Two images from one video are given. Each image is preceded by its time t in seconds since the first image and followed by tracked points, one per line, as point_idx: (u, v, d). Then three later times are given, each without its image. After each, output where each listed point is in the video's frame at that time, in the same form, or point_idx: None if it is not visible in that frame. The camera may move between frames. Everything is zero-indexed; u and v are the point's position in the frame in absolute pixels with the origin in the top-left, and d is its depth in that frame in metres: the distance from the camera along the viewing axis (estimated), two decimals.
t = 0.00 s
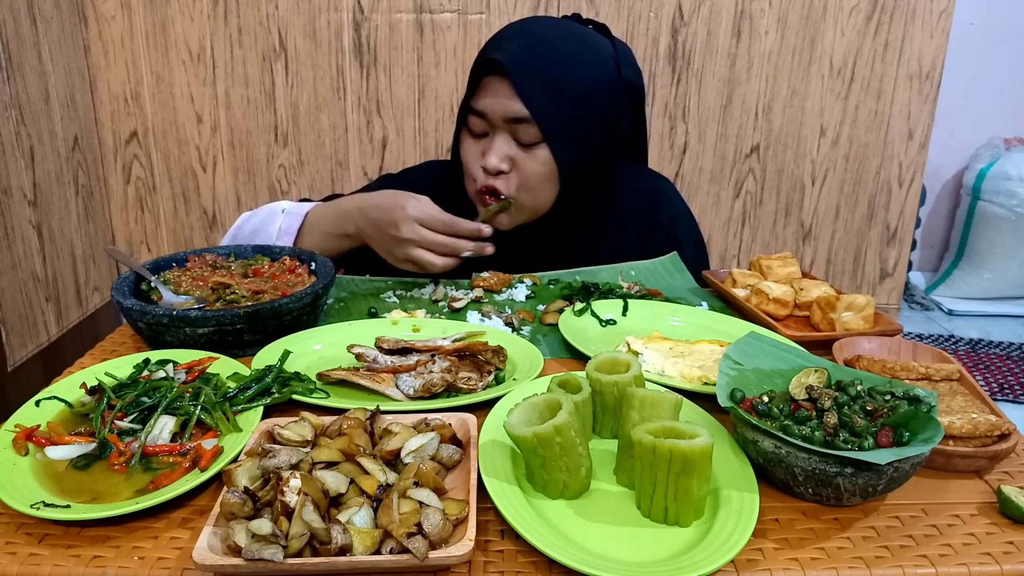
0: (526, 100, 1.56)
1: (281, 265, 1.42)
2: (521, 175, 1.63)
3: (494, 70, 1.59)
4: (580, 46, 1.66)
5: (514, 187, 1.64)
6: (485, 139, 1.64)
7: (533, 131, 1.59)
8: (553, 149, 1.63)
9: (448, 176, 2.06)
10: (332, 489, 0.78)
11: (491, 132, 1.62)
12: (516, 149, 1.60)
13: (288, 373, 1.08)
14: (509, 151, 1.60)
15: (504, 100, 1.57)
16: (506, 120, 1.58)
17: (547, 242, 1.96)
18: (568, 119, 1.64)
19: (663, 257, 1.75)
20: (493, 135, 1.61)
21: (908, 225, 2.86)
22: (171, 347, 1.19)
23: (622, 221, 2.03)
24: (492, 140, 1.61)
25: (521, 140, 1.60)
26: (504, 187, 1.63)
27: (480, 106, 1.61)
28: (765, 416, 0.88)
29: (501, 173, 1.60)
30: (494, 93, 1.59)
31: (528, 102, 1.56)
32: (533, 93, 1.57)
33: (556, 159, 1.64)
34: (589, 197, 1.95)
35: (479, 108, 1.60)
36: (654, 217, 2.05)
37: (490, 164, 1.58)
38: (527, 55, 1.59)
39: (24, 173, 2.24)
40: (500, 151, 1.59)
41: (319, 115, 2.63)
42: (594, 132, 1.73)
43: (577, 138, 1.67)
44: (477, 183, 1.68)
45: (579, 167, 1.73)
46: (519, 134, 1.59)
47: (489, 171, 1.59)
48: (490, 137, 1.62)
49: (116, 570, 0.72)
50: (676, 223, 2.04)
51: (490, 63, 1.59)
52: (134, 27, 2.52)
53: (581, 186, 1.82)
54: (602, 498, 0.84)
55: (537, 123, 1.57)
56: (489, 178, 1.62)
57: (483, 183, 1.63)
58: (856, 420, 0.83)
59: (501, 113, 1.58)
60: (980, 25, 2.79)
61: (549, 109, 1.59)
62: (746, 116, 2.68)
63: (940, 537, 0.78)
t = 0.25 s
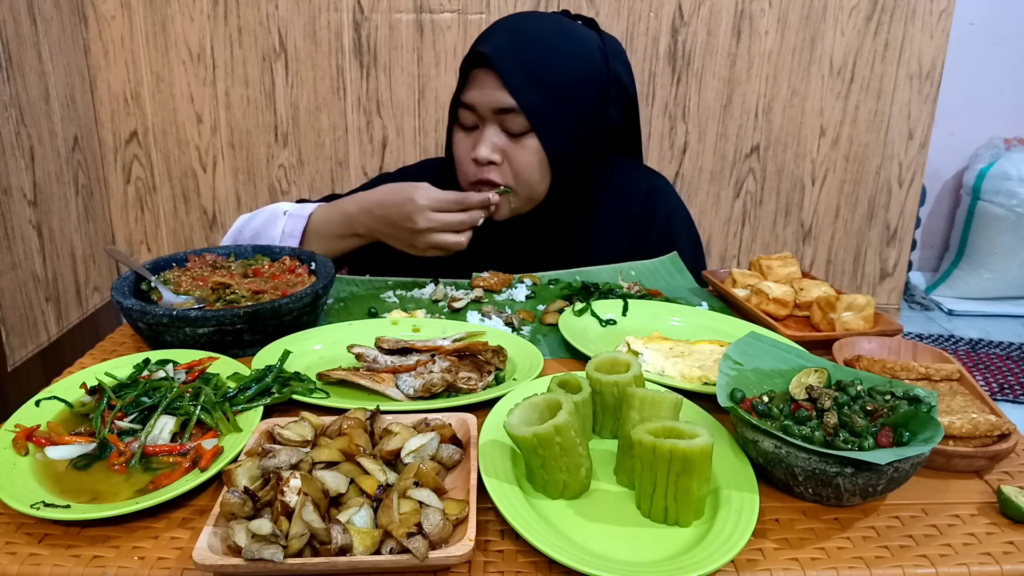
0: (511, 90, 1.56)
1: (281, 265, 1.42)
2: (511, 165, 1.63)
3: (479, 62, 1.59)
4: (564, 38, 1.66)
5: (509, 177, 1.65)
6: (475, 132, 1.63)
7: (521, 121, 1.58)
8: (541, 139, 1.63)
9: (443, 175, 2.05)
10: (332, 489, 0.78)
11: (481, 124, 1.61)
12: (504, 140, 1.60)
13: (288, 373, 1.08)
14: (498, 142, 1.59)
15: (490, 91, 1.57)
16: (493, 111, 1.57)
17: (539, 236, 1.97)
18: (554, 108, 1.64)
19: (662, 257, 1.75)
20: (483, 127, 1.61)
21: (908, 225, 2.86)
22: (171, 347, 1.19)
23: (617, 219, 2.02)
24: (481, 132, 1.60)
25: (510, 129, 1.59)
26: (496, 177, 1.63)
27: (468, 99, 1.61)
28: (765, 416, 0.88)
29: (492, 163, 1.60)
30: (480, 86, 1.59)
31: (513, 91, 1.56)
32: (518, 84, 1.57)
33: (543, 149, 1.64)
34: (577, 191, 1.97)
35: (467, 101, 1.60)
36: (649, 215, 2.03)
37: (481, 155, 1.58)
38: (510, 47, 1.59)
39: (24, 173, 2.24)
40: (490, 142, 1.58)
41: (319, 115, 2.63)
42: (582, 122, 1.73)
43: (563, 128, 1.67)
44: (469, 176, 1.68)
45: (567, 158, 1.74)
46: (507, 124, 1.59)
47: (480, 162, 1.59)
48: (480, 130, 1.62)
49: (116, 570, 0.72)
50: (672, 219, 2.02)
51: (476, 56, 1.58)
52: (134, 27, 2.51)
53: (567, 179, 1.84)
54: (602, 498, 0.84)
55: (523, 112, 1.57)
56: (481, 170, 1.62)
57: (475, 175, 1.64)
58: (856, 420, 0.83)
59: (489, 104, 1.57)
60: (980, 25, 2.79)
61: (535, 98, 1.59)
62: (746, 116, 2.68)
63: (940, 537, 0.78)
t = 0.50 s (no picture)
0: (493, 81, 1.56)
1: (281, 265, 1.42)
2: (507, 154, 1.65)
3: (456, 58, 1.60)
4: (536, 26, 1.67)
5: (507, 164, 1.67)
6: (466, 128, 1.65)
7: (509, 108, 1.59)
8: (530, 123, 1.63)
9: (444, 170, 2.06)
10: (332, 489, 0.78)
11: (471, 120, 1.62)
12: (495, 130, 1.61)
13: (288, 373, 1.08)
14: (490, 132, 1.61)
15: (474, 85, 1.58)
16: (479, 103, 1.58)
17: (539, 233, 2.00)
18: (538, 94, 1.64)
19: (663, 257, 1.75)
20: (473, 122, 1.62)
21: (908, 225, 2.86)
22: (171, 347, 1.19)
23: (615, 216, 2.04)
24: (473, 127, 1.62)
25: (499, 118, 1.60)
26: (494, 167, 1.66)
27: (455, 97, 1.62)
28: (765, 416, 0.88)
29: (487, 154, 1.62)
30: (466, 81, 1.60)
31: (495, 81, 1.57)
32: (497, 73, 1.57)
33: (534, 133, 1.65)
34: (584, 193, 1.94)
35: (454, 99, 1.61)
36: (645, 211, 2.06)
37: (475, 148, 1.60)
38: (486, 39, 1.60)
39: (24, 173, 2.24)
40: (482, 134, 1.60)
41: (319, 115, 2.63)
42: (567, 108, 1.73)
43: (549, 113, 1.67)
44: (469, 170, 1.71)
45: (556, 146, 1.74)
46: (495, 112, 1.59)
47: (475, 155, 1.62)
48: (471, 125, 1.63)
49: (116, 570, 0.72)
50: (668, 217, 2.06)
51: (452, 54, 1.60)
52: (134, 27, 2.51)
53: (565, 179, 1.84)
54: (602, 498, 0.84)
55: (510, 100, 1.58)
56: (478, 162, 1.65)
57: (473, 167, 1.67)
58: (856, 420, 0.83)
59: (474, 98, 1.58)
60: (980, 25, 2.79)
61: (517, 85, 1.59)
62: (746, 116, 2.68)
63: (940, 537, 0.78)
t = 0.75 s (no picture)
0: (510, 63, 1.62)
1: (281, 265, 1.42)
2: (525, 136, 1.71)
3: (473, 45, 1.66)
4: (540, 13, 1.72)
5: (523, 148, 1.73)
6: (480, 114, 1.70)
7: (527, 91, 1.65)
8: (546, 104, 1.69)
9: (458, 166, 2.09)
10: (332, 489, 0.78)
11: (486, 106, 1.67)
12: (513, 114, 1.67)
13: (288, 373, 1.08)
14: (508, 116, 1.66)
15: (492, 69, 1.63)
16: (497, 88, 1.63)
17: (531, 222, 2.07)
18: (551, 76, 1.69)
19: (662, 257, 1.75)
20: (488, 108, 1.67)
21: (908, 225, 2.86)
22: (171, 347, 1.19)
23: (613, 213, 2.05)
24: (489, 113, 1.66)
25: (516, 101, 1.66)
26: (511, 151, 1.71)
27: (468, 85, 1.66)
28: (765, 416, 0.88)
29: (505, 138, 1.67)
30: (481, 68, 1.65)
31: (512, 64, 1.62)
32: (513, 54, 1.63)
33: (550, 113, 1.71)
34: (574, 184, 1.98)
35: (470, 86, 1.66)
36: (644, 207, 2.06)
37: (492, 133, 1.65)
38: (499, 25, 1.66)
39: (24, 173, 2.24)
40: (500, 119, 1.65)
41: (319, 115, 2.63)
42: (577, 88, 1.78)
43: (562, 94, 1.73)
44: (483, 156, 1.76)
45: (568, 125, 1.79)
46: (512, 96, 1.65)
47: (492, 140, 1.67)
48: (485, 111, 1.67)
49: (116, 570, 0.72)
50: (665, 213, 2.06)
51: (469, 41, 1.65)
52: (134, 27, 2.51)
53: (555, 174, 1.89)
54: (602, 497, 0.84)
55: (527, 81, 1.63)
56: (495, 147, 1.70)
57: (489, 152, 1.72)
58: (856, 420, 0.83)
59: (492, 83, 1.63)
60: (980, 25, 2.79)
61: (532, 67, 1.64)
62: (746, 116, 2.68)
63: (940, 537, 0.78)
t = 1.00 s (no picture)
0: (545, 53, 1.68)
1: (281, 265, 1.42)
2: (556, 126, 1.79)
3: (510, 33, 1.69)
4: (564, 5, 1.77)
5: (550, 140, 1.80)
6: (511, 104, 1.77)
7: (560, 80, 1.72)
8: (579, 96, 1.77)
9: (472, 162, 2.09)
10: (332, 489, 0.78)
11: (517, 95, 1.75)
12: (544, 104, 1.74)
13: (288, 373, 1.08)
14: (540, 105, 1.74)
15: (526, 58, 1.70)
16: (530, 78, 1.71)
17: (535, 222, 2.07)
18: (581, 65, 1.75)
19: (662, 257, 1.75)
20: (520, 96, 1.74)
21: (908, 225, 2.86)
22: (171, 347, 1.19)
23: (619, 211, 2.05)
24: (521, 102, 1.74)
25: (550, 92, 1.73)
26: (542, 141, 1.79)
27: (501, 73, 1.73)
28: (765, 416, 0.88)
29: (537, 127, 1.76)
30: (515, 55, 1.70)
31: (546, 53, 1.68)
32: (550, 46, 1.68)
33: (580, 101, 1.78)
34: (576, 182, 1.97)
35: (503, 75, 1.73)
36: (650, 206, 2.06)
37: (523, 124, 1.75)
38: (535, 15, 1.70)
39: (24, 173, 2.24)
40: (532, 108, 1.73)
41: (319, 115, 2.63)
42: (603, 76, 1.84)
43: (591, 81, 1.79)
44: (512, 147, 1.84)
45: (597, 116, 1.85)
46: (545, 86, 1.72)
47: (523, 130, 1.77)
48: (516, 101, 1.76)
49: (116, 570, 0.72)
50: (671, 211, 2.05)
51: (507, 28, 1.68)
52: (134, 27, 2.51)
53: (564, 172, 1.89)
54: (603, 498, 0.84)
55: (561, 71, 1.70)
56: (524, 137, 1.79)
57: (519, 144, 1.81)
58: (856, 420, 0.83)
59: (525, 73, 1.70)
60: (980, 25, 2.79)
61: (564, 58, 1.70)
62: (746, 116, 2.68)
63: (940, 537, 0.78)
